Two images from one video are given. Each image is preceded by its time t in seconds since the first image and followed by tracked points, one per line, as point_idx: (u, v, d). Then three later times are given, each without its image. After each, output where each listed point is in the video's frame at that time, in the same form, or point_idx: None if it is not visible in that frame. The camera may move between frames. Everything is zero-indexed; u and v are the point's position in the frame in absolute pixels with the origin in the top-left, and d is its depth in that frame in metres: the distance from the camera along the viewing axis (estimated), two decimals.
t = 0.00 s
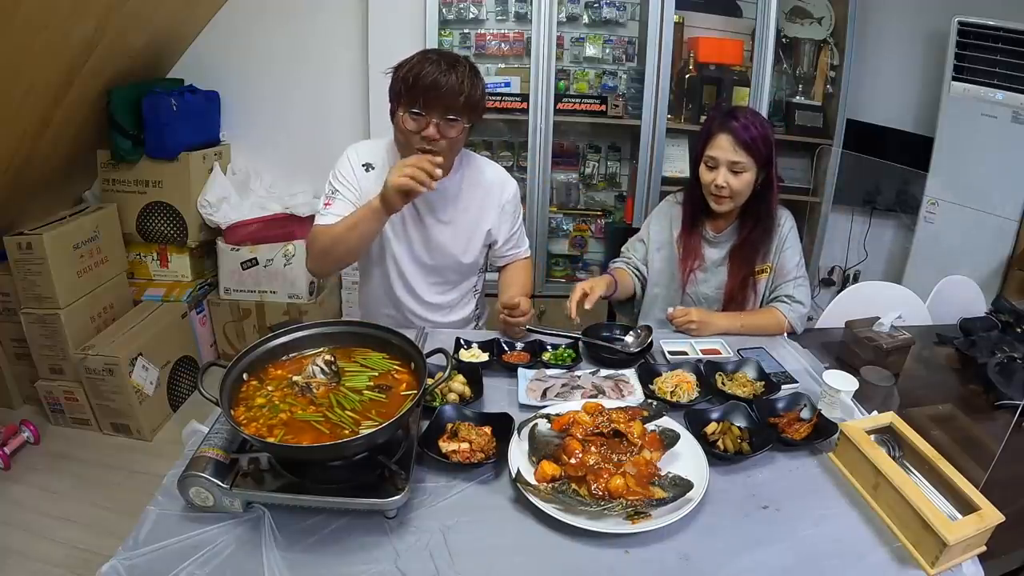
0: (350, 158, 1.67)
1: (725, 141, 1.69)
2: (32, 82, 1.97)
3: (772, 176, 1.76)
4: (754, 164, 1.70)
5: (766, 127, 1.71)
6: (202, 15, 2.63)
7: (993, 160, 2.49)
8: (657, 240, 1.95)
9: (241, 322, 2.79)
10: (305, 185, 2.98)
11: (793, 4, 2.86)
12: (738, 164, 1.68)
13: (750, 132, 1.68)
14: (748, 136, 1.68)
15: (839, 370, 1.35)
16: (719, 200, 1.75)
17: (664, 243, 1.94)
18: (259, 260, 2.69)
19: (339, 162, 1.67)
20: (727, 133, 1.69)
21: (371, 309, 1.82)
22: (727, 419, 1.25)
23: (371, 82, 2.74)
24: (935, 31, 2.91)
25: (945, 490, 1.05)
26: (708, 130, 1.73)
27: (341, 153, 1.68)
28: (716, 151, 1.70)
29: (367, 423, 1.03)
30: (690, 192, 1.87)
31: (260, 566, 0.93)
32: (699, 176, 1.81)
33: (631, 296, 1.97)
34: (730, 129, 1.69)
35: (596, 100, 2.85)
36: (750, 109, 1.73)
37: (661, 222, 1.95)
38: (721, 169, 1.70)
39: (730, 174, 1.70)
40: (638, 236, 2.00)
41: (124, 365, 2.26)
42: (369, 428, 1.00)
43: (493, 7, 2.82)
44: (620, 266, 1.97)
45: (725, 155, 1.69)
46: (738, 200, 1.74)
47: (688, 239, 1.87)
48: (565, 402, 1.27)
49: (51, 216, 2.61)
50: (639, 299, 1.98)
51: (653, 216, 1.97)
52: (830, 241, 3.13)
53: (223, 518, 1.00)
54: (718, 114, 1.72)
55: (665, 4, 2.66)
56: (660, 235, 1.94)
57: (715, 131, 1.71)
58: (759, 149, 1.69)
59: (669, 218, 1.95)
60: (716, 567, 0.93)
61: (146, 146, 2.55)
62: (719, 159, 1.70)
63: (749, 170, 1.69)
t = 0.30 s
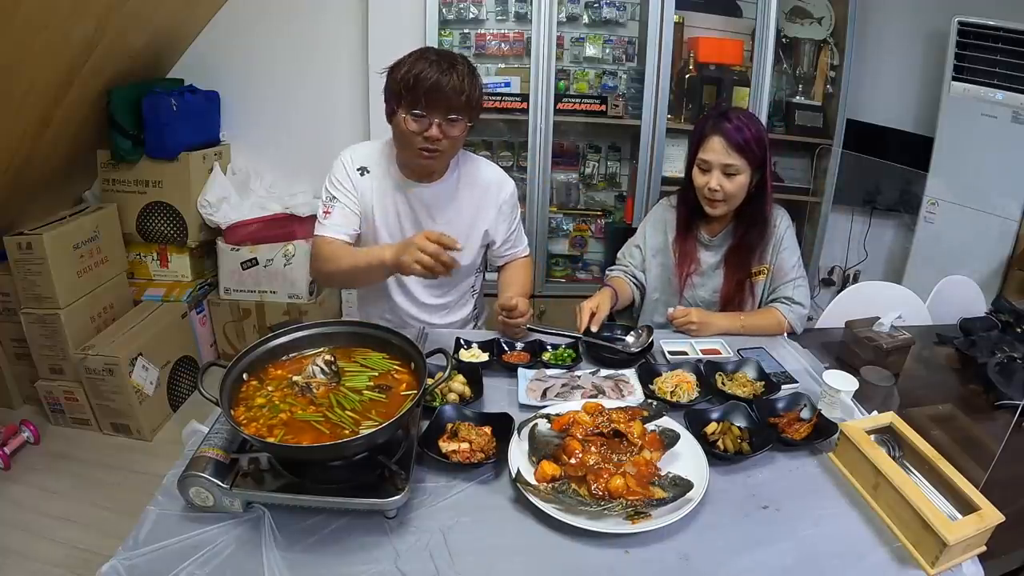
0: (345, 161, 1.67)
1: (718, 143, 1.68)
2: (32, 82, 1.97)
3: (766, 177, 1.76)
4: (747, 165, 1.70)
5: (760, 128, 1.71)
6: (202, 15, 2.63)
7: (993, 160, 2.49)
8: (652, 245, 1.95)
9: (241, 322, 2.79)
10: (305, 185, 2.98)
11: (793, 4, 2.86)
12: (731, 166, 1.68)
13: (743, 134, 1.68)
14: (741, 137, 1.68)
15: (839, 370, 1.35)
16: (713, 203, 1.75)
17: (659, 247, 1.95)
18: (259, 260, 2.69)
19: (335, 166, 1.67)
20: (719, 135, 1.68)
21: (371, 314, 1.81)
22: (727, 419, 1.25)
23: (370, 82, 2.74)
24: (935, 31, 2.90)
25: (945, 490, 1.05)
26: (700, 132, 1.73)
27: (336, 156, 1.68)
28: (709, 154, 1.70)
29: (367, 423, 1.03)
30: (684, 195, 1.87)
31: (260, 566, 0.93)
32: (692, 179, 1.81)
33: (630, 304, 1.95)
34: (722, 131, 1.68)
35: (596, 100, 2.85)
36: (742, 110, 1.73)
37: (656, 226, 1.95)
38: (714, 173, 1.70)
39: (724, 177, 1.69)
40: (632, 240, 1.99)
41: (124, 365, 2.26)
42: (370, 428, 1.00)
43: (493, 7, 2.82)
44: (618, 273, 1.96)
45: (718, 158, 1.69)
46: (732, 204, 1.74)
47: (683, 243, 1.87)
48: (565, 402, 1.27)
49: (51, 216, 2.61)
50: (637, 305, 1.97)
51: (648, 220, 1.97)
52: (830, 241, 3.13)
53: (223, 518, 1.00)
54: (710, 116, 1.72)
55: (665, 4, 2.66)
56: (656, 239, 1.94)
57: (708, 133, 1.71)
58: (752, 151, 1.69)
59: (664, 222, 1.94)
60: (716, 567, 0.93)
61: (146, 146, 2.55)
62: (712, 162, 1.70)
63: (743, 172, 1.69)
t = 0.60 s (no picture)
0: (343, 160, 1.66)
1: (714, 143, 1.68)
2: (32, 82, 1.97)
3: (763, 177, 1.76)
4: (743, 166, 1.69)
5: (756, 129, 1.70)
6: (202, 15, 2.63)
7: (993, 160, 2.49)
8: (649, 248, 1.95)
9: (241, 322, 2.79)
10: (305, 185, 2.98)
11: (793, 4, 2.86)
12: (727, 167, 1.68)
13: (739, 134, 1.67)
14: (737, 138, 1.67)
15: (839, 370, 1.35)
16: (709, 204, 1.75)
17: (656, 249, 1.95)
18: (259, 260, 2.69)
19: (333, 165, 1.65)
20: (715, 136, 1.68)
21: (371, 317, 1.81)
22: (727, 419, 1.25)
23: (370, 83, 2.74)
24: (935, 31, 2.90)
25: (945, 490, 1.05)
26: (697, 133, 1.72)
27: (334, 156, 1.67)
28: (705, 155, 1.69)
29: (367, 423, 1.03)
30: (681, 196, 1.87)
31: (260, 566, 0.93)
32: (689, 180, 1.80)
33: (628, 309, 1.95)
34: (718, 132, 1.68)
35: (596, 100, 2.85)
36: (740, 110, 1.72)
37: (653, 228, 1.95)
38: (710, 174, 1.70)
39: (719, 178, 1.69)
40: (630, 241, 2.00)
41: (124, 365, 2.26)
42: (370, 428, 1.00)
43: (493, 7, 2.82)
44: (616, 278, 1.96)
45: (714, 159, 1.68)
46: (728, 205, 1.74)
47: (680, 243, 1.88)
48: (565, 402, 1.27)
49: (51, 216, 2.61)
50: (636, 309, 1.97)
51: (645, 221, 1.97)
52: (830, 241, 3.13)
53: (223, 518, 1.00)
54: (707, 117, 1.71)
55: (665, 4, 2.66)
56: (653, 242, 1.95)
57: (704, 134, 1.70)
58: (748, 152, 1.69)
59: (660, 224, 1.95)
60: (716, 567, 0.93)
61: (146, 146, 2.55)
62: (708, 163, 1.69)
63: (739, 174, 1.69)
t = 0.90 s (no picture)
0: (369, 150, 1.78)
1: (692, 125, 1.69)
2: (32, 83, 1.98)
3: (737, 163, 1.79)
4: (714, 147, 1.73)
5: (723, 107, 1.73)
6: (202, 15, 2.63)
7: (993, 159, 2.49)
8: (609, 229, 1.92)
9: (241, 323, 2.79)
10: (305, 185, 2.98)
11: (793, 4, 2.88)
12: (704, 149, 1.71)
13: (712, 117, 1.70)
14: (710, 117, 1.70)
15: (838, 371, 1.33)
16: (681, 181, 1.78)
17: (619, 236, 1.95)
18: (258, 260, 2.69)
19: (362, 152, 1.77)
20: (692, 117, 1.69)
21: (387, 310, 1.86)
22: (727, 419, 1.25)
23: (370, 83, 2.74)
24: (935, 31, 2.90)
25: (945, 489, 1.05)
26: (670, 116, 1.73)
27: (365, 147, 1.80)
28: (682, 137, 1.70)
29: (367, 423, 1.02)
30: (650, 181, 1.87)
31: (260, 566, 0.93)
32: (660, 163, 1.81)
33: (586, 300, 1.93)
34: (694, 113, 1.69)
35: (596, 100, 2.86)
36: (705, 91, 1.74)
37: (614, 214, 1.93)
38: (687, 155, 1.71)
39: (695, 159, 1.72)
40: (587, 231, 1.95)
41: (123, 366, 2.26)
42: (370, 428, 1.00)
43: (493, 7, 2.83)
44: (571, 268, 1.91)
45: (694, 141, 1.69)
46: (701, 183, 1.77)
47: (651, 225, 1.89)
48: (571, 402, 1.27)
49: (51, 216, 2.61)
50: (598, 303, 1.94)
51: (602, 208, 1.94)
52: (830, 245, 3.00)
53: (223, 518, 1.00)
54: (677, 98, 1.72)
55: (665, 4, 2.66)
56: (612, 227, 1.92)
57: (679, 116, 1.71)
58: (717, 130, 1.72)
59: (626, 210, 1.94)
60: (716, 567, 0.93)
61: (146, 146, 2.55)
62: (687, 145, 1.70)
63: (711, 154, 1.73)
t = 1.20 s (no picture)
0: (372, 149, 1.78)
1: (692, 126, 1.69)
2: (32, 82, 1.98)
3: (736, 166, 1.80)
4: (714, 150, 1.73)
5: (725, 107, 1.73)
6: (202, 15, 2.63)
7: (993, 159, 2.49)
8: (608, 230, 1.92)
9: (241, 322, 2.79)
10: (305, 185, 2.98)
11: (793, 4, 2.88)
12: (704, 150, 1.71)
13: (711, 119, 1.70)
14: (711, 119, 1.70)
15: (838, 370, 1.33)
16: (681, 182, 1.78)
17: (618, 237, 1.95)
18: (259, 260, 2.69)
19: (364, 151, 1.77)
20: (693, 118, 1.69)
21: (388, 310, 1.86)
22: (727, 419, 1.25)
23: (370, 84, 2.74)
24: (935, 31, 2.90)
25: (945, 489, 1.05)
26: (671, 116, 1.72)
27: (366, 146, 1.80)
28: (683, 137, 1.70)
29: (367, 423, 1.02)
30: (650, 182, 1.88)
31: (260, 566, 0.93)
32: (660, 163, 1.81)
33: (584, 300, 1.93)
34: (695, 114, 1.69)
35: (596, 100, 2.86)
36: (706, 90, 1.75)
37: (615, 216, 1.93)
38: (687, 156, 1.72)
39: (695, 160, 1.72)
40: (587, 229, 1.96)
41: (123, 365, 2.26)
42: (370, 428, 1.00)
43: (493, 7, 2.83)
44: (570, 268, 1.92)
45: (694, 141, 1.69)
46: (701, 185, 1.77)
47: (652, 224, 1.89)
48: (569, 402, 1.27)
49: (51, 216, 2.61)
50: (596, 302, 1.94)
51: (602, 208, 1.94)
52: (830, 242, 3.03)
53: (223, 518, 1.00)
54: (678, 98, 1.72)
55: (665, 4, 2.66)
56: (612, 227, 1.93)
57: (679, 116, 1.71)
58: (718, 132, 1.73)
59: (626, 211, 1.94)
60: (716, 567, 0.93)
61: (146, 146, 2.55)
62: (688, 145, 1.70)
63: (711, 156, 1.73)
